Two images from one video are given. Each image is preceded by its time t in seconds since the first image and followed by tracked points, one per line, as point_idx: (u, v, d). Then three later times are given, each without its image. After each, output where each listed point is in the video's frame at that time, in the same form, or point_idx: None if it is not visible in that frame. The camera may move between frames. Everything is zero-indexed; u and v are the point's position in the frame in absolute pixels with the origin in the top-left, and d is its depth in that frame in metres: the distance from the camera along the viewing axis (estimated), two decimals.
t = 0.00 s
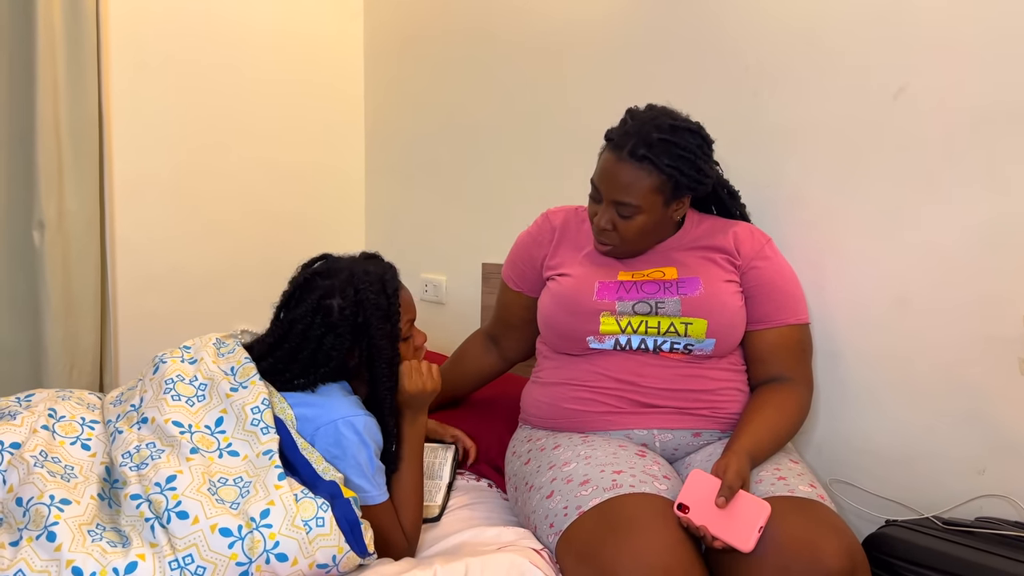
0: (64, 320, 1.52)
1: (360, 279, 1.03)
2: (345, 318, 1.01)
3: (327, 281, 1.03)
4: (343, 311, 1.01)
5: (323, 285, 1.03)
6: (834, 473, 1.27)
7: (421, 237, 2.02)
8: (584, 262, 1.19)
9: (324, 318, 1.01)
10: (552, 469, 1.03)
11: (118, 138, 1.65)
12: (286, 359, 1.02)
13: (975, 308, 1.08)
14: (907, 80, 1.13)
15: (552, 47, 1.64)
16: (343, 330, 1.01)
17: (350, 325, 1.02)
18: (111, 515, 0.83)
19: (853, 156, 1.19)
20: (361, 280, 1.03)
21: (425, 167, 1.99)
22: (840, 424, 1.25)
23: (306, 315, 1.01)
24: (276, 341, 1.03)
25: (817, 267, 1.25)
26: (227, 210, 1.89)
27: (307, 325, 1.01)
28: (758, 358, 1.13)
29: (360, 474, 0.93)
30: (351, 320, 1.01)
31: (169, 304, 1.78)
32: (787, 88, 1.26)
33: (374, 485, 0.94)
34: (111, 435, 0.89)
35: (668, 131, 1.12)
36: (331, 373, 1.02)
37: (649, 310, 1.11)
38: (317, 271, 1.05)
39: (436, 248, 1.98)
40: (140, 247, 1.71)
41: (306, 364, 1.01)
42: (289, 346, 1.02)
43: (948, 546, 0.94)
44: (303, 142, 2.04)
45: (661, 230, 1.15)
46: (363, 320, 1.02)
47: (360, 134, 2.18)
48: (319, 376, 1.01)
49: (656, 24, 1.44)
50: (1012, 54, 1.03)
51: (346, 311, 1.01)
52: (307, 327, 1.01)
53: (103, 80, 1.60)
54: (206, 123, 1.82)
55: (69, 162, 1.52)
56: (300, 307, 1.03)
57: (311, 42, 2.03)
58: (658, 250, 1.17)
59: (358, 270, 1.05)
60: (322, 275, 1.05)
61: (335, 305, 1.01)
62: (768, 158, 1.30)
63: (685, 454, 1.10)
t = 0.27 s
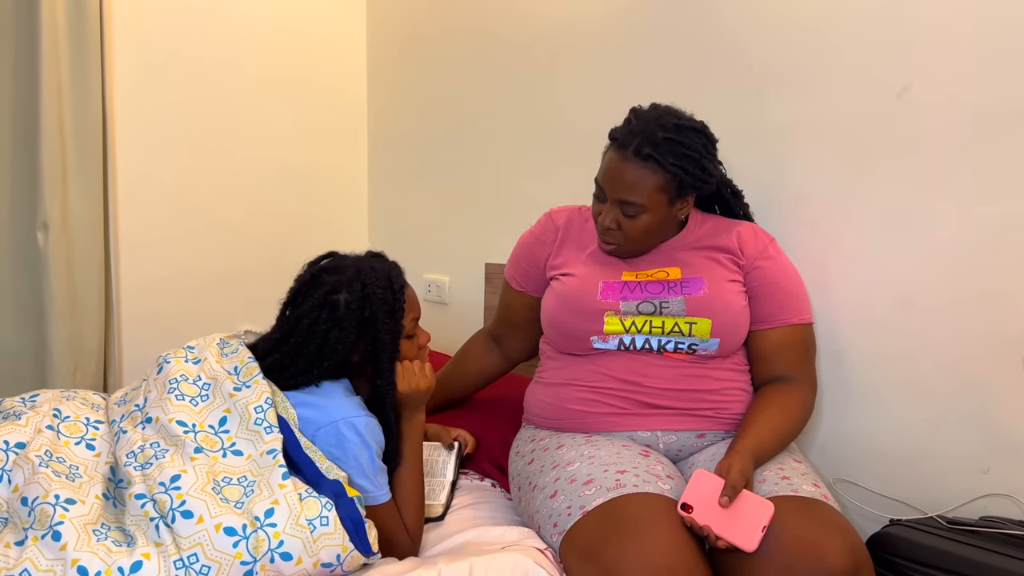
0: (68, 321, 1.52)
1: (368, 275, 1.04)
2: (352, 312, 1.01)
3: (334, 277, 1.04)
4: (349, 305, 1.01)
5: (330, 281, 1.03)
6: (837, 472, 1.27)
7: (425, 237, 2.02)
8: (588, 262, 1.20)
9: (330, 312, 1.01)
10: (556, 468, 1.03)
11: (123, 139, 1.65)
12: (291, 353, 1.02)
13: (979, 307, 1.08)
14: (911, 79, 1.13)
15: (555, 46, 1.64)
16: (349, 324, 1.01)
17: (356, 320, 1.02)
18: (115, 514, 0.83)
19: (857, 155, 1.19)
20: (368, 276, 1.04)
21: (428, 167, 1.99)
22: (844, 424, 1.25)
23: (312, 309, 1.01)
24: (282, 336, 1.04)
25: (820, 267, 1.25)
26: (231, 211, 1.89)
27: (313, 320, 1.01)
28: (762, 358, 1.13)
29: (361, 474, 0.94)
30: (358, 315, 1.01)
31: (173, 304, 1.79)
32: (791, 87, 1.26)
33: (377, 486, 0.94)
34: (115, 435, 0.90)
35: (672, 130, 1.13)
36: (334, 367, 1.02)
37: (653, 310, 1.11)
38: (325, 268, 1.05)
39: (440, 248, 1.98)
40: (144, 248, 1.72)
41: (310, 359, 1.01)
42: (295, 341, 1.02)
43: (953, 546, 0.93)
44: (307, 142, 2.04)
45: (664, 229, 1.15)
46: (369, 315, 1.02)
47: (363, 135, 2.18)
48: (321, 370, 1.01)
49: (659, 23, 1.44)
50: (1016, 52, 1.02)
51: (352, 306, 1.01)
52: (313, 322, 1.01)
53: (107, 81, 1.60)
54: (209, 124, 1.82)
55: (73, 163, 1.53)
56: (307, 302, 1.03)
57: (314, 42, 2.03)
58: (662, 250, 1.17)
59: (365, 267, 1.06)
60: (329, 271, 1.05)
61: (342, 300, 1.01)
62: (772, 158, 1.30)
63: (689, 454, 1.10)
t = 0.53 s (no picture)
0: (71, 321, 1.53)
1: (387, 277, 1.04)
2: (368, 314, 1.01)
3: (353, 277, 1.04)
4: (367, 307, 1.01)
5: (348, 281, 1.03)
6: (841, 472, 1.26)
7: (427, 238, 2.02)
8: (591, 262, 1.19)
9: (346, 313, 1.01)
10: (559, 469, 1.03)
11: (124, 140, 1.65)
12: (302, 348, 1.02)
13: (982, 307, 1.08)
14: (913, 78, 1.12)
15: (558, 47, 1.63)
16: (363, 325, 1.01)
17: (372, 321, 1.02)
18: (118, 515, 0.83)
19: (860, 155, 1.19)
20: (387, 278, 1.04)
21: (430, 167, 1.99)
22: (847, 423, 1.24)
23: (328, 307, 1.01)
24: (295, 331, 1.04)
25: (823, 266, 1.25)
26: (233, 212, 1.89)
27: (328, 317, 1.01)
28: (764, 358, 1.13)
29: (365, 475, 0.94)
30: (373, 316, 1.02)
31: (174, 305, 1.79)
32: (792, 87, 1.26)
33: (380, 486, 0.94)
34: (117, 436, 0.90)
35: (675, 130, 1.12)
36: (341, 363, 1.02)
37: (656, 309, 1.11)
38: (343, 266, 1.05)
39: (441, 249, 1.98)
40: (146, 248, 1.72)
41: (320, 354, 1.01)
42: (307, 336, 1.02)
43: (957, 546, 0.93)
44: (308, 143, 2.04)
45: (667, 229, 1.15)
46: (385, 317, 1.03)
47: (364, 135, 2.19)
48: (330, 366, 1.02)
49: (661, 23, 1.44)
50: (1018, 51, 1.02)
51: (369, 307, 1.01)
52: (327, 320, 1.01)
53: (109, 82, 1.60)
54: (210, 124, 1.82)
55: (75, 164, 1.53)
56: (323, 299, 1.03)
57: (315, 42, 2.03)
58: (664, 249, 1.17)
59: (383, 269, 1.06)
60: (347, 271, 1.05)
61: (360, 301, 1.01)
62: (775, 157, 1.30)
63: (692, 455, 1.09)
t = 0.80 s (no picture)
0: (74, 322, 1.53)
1: (397, 278, 1.04)
2: (380, 315, 1.01)
3: (362, 278, 1.03)
4: (379, 307, 1.02)
5: (359, 281, 1.02)
6: (843, 473, 1.26)
7: (429, 239, 2.03)
8: (593, 262, 1.19)
9: (357, 313, 1.01)
10: (561, 470, 1.03)
11: (127, 141, 1.66)
12: (309, 346, 1.01)
13: (984, 307, 1.08)
14: (915, 78, 1.12)
15: (560, 47, 1.63)
16: (375, 325, 1.01)
17: (383, 322, 1.02)
18: (121, 517, 0.83)
19: (861, 155, 1.19)
20: (398, 279, 1.04)
21: (432, 168, 1.99)
22: (850, 424, 1.24)
23: (338, 308, 1.01)
24: (303, 330, 1.03)
25: (826, 267, 1.25)
26: (235, 213, 1.89)
27: (338, 318, 1.01)
28: (767, 358, 1.12)
29: (368, 474, 0.94)
30: (385, 317, 1.02)
31: (177, 306, 1.79)
32: (794, 87, 1.26)
33: (383, 486, 0.95)
34: (119, 437, 0.90)
35: (677, 130, 1.12)
36: (348, 361, 1.02)
37: (658, 310, 1.11)
38: (351, 268, 1.04)
39: (443, 250, 1.98)
40: (148, 249, 1.72)
41: (328, 351, 1.01)
42: (315, 334, 1.01)
43: (960, 546, 0.93)
44: (310, 144, 2.04)
45: (670, 229, 1.15)
46: (398, 318, 1.03)
47: (366, 136, 2.19)
48: (337, 362, 1.01)
49: (662, 24, 1.44)
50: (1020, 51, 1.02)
51: (381, 308, 1.02)
52: (337, 320, 1.01)
53: (111, 84, 1.61)
54: (212, 125, 1.82)
55: (78, 166, 1.54)
56: (333, 300, 1.03)
57: (317, 43, 2.03)
58: (668, 250, 1.16)
59: (392, 269, 1.06)
60: (355, 272, 1.04)
61: (372, 302, 1.01)
62: (777, 158, 1.30)
63: (694, 456, 1.10)
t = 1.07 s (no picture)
0: (76, 324, 1.54)
1: (400, 284, 1.03)
2: (382, 321, 1.01)
3: (365, 284, 1.02)
4: (381, 314, 1.01)
5: (361, 288, 1.01)
6: (846, 474, 1.26)
7: (431, 240, 2.03)
8: (595, 264, 1.19)
9: (360, 320, 1.00)
10: (563, 471, 1.02)
11: (129, 143, 1.66)
12: (312, 352, 1.02)
13: (986, 308, 1.08)
14: (917, 80, 1.12)
15: (562, 49, 1.64)
16: (378, 332, 1.01)
17: (385, 328, 1.02)
18: (124, 518, 0.83)
19: (863, 156, 1.19)
20: (401, 286, 1.03)
21: (434, 170, 2.00)
22: (852, 425, 1.24)
23: (341, 315, 1.01)
24: (306, 335, 1.03)
25: (829, 268, 1.25)
26: (237, 215, 1.90)
27: (340, 324, 1.01)
28: (769, 360, 1.12)
29: (370, 477, 0.94)
30: (387, 323, 1.02)
31: (179, 308, 1.79)
32: (796, 88, 1.26)
33: (386, 489, 0.95)
34: (122, 440, 0.90)
35: (679, 131, 1.13)
36: (350, 367, 1.02)
37: (659, 312, 1.12)
38: (354, 273, 1.03)
39: (445, 251, 1.98)
40: (151, 251, 1.73)
41: (329, 357, 1.01)
42: (318, 340, 1.01)
43: (963, 547, 0.93)
44: (312, 146, 2.05)
45: (671, 231, 1.14)
46: (400, 325, 1.03)
47: (369, 138, 2.19)
48: (337, 368, 1.01)
49: (664, 25, 1.44)
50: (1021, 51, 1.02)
51: (383, 315, 1.01)
52: (340, 327, 1.01)
53: (113, 86, 1.61)
54: (214, 127, 1.83)
55: (80, 168, 1.54)
56: (336, 306, 1.02)
57: (319, 45, 2.04)
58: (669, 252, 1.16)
59: (394, 273, 1.05)
60: (358, 277, 1.03)
61: (375, 308, 1.01)
62: (779, 159, 1.30)
63: (697, 457, 1.10)
